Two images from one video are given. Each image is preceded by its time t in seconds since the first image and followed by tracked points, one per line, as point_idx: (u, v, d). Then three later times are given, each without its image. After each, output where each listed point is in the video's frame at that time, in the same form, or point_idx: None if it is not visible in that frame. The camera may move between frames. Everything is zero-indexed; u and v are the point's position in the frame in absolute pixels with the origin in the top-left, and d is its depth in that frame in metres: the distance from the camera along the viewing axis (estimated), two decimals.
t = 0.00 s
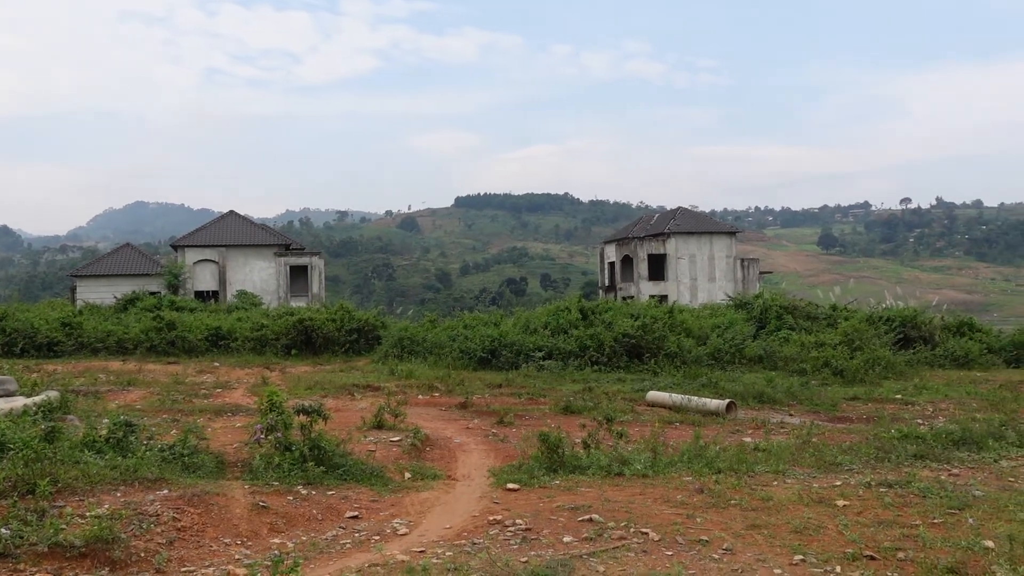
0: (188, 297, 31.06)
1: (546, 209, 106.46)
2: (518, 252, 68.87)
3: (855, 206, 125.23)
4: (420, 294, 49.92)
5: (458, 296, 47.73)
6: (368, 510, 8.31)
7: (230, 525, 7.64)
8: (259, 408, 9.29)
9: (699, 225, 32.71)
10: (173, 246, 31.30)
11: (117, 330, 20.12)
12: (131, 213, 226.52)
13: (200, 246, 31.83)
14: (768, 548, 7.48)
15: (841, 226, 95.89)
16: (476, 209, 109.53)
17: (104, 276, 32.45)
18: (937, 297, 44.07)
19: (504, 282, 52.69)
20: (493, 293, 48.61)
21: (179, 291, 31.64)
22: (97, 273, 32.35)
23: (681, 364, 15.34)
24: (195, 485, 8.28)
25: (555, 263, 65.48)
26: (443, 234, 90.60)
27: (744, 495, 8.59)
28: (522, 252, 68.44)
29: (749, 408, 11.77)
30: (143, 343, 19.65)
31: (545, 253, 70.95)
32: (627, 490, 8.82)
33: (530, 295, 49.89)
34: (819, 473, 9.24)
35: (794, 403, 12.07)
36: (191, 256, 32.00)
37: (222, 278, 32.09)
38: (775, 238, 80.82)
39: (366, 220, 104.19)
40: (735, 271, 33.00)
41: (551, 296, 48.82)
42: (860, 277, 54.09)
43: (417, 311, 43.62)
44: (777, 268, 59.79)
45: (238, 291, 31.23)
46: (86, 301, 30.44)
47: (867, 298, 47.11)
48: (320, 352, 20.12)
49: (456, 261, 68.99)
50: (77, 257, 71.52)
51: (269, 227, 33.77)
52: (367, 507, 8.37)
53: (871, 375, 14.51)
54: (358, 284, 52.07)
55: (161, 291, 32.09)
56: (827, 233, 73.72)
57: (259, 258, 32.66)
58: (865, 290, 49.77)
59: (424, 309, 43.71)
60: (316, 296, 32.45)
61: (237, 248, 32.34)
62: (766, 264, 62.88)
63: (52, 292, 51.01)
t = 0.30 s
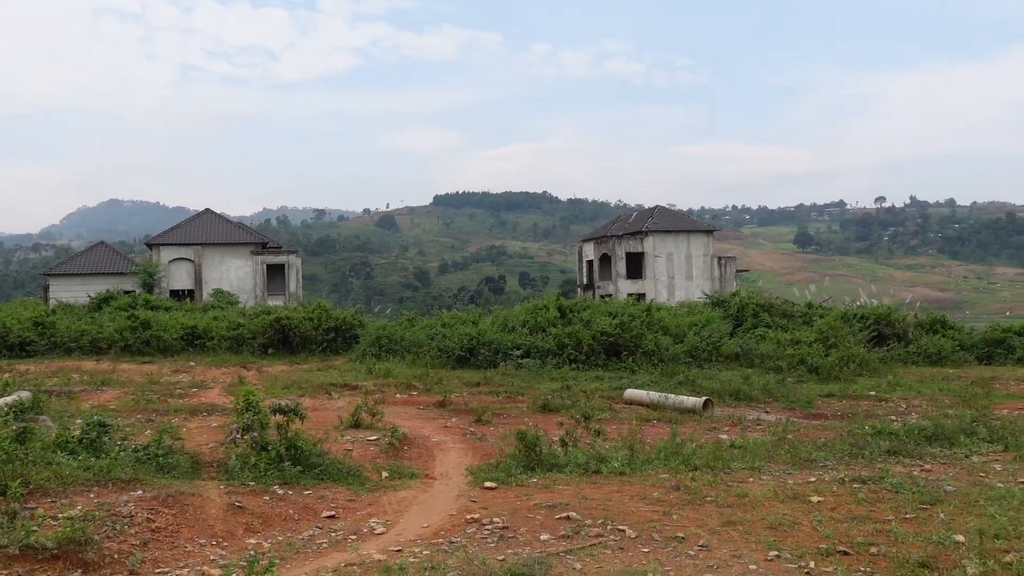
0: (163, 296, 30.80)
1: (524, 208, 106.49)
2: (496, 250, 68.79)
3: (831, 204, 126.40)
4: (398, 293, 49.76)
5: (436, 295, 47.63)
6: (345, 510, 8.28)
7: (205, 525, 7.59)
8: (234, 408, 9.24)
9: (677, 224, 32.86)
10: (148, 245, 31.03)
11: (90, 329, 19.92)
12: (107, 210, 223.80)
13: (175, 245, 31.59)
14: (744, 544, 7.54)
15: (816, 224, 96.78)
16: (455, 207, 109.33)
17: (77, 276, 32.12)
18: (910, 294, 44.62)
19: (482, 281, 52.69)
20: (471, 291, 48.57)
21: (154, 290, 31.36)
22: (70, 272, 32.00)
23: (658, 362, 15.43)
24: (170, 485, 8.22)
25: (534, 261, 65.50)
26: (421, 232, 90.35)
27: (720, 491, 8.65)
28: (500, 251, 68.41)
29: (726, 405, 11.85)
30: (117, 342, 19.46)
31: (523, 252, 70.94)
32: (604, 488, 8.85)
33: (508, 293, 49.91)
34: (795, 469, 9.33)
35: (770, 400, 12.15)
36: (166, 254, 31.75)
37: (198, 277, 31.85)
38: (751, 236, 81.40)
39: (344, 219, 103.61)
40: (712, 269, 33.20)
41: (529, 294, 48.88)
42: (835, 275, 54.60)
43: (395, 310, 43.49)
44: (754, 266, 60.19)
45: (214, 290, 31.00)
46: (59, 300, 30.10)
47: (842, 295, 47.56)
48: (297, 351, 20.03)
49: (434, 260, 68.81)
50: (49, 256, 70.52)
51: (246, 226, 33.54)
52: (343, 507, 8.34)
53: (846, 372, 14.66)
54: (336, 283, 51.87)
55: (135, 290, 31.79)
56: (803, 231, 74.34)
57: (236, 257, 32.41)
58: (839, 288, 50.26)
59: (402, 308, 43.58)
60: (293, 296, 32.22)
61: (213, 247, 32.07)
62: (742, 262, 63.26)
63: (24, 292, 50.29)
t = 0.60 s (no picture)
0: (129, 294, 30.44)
1: (496, 206, 106.38)
2: (468, 249, 68.67)
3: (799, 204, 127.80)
4: (369, 291, 49.53)
5: (407, 293, 47.47)
6: (313, 509, 8.25)
7: (172, 526, 7.53)
8: (202, 407, 9.18)
9: (648, 223, 33.07)
10: (114, 242, 30.64)
11: (55, 328, 19.66)
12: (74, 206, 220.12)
13: (142, 242, 31.23)
14: (711, 540, 7.63)
15: (785, 224, 97.87)
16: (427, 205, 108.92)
17: (41, 274, 31.71)
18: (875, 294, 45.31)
19: (454, 279, 52.61)
20: (443, 289, 48.46)
21: (121, 288, 30.99)
22: (34, 270, 31.57)
23: (628, 360, 15.54)
24: (136, 486, 8.14)
25: (505, 259, 65.49)
26: (391, 230, 89.88)
27: (688, 488, 8.74)
28: (472, 249, 68.33)
29: (695, 403, 11.96)
30: (83, 341, 19.21)
31: (495, 250, 70.90)
32: (573, 485, 8.91)
33: (480, 292, 49.90)
34: (761, 466, 9.46)
35: (738, 398, 12.28)
36: (133, 252, 31.39)
37: (166, 275, 31.51)
38: (720, 236, 82.08)
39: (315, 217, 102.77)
40: (682, 268, 33.46)
41: (500, 293, 48.91)
42: (802, 275, 55.23)
43: (365, 308, 43.28)
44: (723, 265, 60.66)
45: (182, 288, 30.67)
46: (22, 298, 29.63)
47: (808, 295, 48.19)
48: (267, 350, 19.90)
49: (405, 258, 68.54)
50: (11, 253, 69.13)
51: (216, 223, 33.22)
52: (312, 506, 8.31)
53: (812, 370, 14.86)
54: (306, 281, 51.50)
55: (101, 287, 31.38)
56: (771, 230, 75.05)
57: (204, 255, 32.09)
58: (806, 287, 50.88)
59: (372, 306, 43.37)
60: (262, 294, 31.89)
61: (181, 244, 31.72)
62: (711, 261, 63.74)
63: None
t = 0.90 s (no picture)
0: (89, 291, 29.99)
1: (461, 204, 105.96)
2: (434, 247, 68.40)
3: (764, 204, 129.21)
4: (334, 289, 49.19)
5: (373, 291, 47.19)
6: (276, 509, 8.17)
7: (131, 526, 7.41)
8: (163, 406, 9.05)
9: (614, 222, 33.24)
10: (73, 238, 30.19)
11: (12, 325, 19.29)
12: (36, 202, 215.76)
13: (103, 238, 30.82)
14: (674, 537, 7.69)
15: (750, 224, 99.04)
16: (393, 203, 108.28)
17: None
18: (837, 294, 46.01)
19: (420, 277, 52.42)
20: (409, 288, 48.27)
21: (80, 285, 30.54)
22: None
23: (594, 359, 15.61)
24: (94, 486, 8.01)
25: (472, 258, 65.36)
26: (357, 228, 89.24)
27: (652, 486, 8.79)
28: (439, 247, 68.11)
29: (659, 401, 12.03)
30: (40, 339, 18.86)
31: (461, 249, 70.75)
32: (538, 483, 8.92)
33: (447, 290, 49.81)
34: (725, 463, 9.54)
35: (702, 396, 12.38)
36: (93, 248, 30.95)
37: (126, 271, 31.06)
38: (686, 235, 82.70)
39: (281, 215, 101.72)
40: (648, 267, 33.70)
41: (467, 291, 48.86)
42: (766, 274, 55.88)
43: (331, 307, 42.97)
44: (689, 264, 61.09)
45: (143, 286, 30.24)
46: None
47: (772, 294, 48.78)
48: (230, 348, 19.69)
49: (372, 256, 68.18)
50: None
51: (179, 219, 32.72)
52: (275, 506, 8.24)
53: (775, 369, 15.03)
54: (270, 279, 51.00)
55: (60, 285, 30.90)
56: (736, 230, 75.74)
57: (166, 252, 31.63)
58: (769, 286, 51.50)
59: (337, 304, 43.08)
60: (226, 291, 31.50)
61: (143, 241, 31.28)
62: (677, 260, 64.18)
63: None
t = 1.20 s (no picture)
0: (51, 288, 29.48)
1: (430, 201, 105.53)
2: (403, 244, 68.09)
3: (731, 203, 130.63)
4: (302, 287, 48.82)
5: (342, 289, 46.89)
6: (242, 508, 8.09)
7: (93, 527, 7.30)
8: (127, 405, 8.92)
9: (583, 220, 33.36)
10: (34, 233, 29.67)
11: None
12: None
13: (65, 234, 30.34)
14: (641, 534, 7.73)
15: (718, 223, 100.05)
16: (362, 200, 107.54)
17: None
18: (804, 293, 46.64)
19: (389, 274, 52.20)
20: (378, 285, 48.05)
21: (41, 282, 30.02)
22: None
23: (563, 356, 15.65)
24: (56, 486, 7.87)
25: (441, 255, 65.12)
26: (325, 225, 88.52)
27: (620, 483, 8.84)
28: (408, 245, 67.85)
29: (627, 399, 12.09)
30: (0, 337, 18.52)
31: (431, 246, 70.51)
32: (507, 481, 8.93)
33: (416, 288, 49.68)
34: (692, 460, 9.62)
35: (670, 394, 12.47)
36: (55, 245, 30.45)
37: (89, 268, 30.59)
38: (655, 233, 83.24)
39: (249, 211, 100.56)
40: (617, 265, 33.88)
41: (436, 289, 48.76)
42: (734, 273, 56.43)
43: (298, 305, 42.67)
44: (657, 262, 61.45)
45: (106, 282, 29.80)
46: None
47: (739, 292, 49.25)
48: (196, 346, 19.46)
49: (341, 253, 67.72)
50: None
51: (143, 217, 32.42)
52: (241, 505, 8.16)
53: (742, 366, 15.17)
54: (237, 275, 50.48)
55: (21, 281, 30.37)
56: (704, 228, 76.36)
57: (130, 249, 31.23)
58: (737, 285, 52.03)
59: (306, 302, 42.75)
60: (192, 289, 31.20)
61: (106, 237, 30.83)
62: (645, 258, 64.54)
63: None
